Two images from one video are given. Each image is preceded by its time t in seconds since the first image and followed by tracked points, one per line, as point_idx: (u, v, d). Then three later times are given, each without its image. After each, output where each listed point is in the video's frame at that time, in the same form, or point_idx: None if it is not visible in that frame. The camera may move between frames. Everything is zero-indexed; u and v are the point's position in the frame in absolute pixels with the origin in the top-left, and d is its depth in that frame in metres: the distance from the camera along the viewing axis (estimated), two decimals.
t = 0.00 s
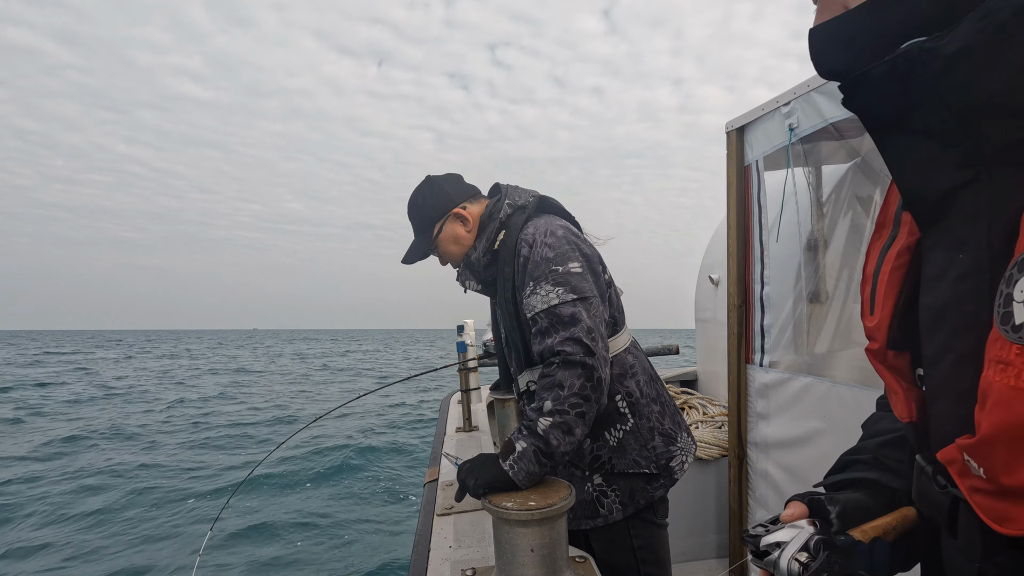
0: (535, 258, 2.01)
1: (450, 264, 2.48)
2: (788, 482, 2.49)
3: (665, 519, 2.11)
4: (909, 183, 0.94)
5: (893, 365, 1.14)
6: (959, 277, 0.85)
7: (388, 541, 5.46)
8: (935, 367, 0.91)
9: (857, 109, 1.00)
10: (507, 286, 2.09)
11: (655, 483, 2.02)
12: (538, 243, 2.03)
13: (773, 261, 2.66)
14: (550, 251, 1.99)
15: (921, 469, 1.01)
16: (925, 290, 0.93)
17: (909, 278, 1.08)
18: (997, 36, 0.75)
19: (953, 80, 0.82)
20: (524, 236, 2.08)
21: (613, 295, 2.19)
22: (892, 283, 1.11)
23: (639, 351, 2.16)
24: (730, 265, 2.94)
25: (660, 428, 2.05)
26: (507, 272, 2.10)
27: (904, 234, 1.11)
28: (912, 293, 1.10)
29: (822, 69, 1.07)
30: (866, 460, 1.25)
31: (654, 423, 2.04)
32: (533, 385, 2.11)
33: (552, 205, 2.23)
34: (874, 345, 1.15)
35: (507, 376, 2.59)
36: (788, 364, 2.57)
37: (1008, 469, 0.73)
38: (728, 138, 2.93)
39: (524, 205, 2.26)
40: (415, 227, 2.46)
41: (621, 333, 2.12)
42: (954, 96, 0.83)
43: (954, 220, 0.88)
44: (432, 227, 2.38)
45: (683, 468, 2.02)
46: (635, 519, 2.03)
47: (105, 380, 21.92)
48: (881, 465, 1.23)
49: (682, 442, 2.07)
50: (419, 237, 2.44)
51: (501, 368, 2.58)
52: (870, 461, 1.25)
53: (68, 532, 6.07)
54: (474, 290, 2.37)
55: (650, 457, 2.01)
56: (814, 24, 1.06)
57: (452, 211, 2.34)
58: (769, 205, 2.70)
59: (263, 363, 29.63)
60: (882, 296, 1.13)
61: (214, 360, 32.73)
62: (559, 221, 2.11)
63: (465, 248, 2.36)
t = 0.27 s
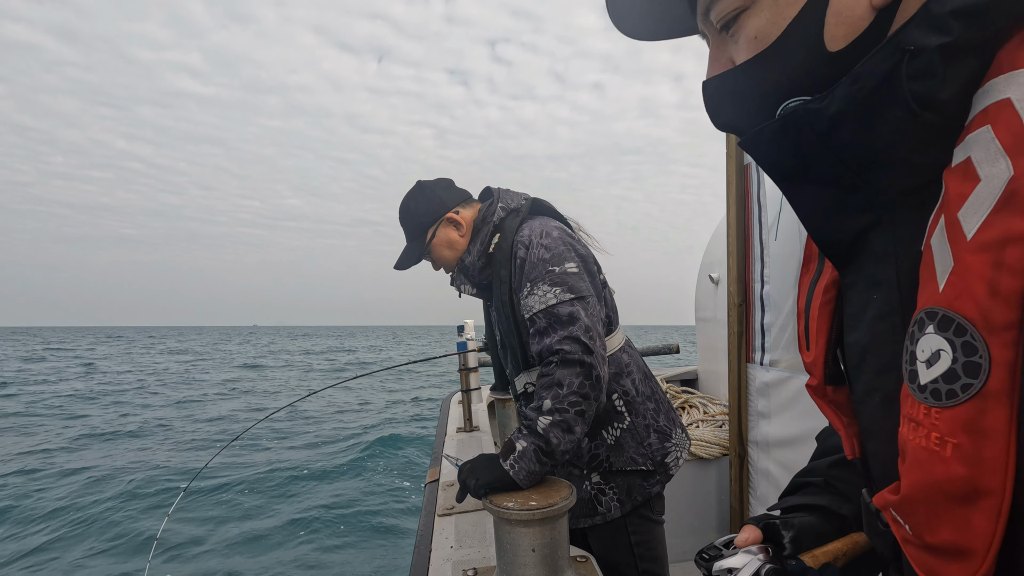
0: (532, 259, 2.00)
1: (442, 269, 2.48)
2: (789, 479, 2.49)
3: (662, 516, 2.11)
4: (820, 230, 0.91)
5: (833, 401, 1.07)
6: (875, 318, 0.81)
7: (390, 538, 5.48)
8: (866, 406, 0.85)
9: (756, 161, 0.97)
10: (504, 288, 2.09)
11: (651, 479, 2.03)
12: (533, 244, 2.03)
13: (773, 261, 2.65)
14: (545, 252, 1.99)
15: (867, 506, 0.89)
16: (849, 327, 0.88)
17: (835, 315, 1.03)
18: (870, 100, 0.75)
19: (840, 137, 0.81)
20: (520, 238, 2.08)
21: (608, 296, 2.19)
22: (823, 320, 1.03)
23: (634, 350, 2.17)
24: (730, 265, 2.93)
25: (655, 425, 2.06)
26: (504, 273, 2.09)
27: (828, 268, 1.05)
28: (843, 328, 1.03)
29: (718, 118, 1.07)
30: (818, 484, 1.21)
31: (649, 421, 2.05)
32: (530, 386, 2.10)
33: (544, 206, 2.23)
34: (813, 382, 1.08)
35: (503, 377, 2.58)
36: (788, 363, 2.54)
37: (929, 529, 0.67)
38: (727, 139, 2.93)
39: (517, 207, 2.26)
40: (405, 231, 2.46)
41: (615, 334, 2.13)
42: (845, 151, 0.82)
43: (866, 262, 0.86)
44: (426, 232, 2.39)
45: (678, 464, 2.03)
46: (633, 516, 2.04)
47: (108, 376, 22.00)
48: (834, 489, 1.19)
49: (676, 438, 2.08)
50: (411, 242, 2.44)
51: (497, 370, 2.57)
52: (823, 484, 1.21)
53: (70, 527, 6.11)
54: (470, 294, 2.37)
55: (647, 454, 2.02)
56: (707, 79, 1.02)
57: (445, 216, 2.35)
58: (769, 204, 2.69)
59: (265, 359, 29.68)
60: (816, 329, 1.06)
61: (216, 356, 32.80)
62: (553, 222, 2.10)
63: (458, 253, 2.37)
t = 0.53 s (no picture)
0: (530, 259, 2.00)
1: (439, 270, 2.49)
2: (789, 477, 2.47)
3: (658, 513, 2.12)
4: (757, 237, 0.89)
5: (786, 408, 1.07)
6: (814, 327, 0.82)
7: (392, 536, 5.49)
8: (809, 417, 0.88)
9: (689, 166, 0.95)
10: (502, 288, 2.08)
11: (648, 477, 2.03)
12: (532, 244, 2.03)
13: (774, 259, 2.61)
14: (542, 252, 1.99)
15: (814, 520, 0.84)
16: (791, 334, 0.89)
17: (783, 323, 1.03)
18: (786, 104, 0.74)
19: (764, 142, 0.80)
20: (517, 238, 2.08)
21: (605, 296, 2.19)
22: (771, 328, 1.04)
23: (630, 349, 2.18)
24: (730, 264, 2.92)
25: (652, 423, 2.07)
26: (502, 273, 2.09)
27: (774, 278, 1.06)
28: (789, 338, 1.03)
29: (654, 126, 1.06)
30: (779, 493, 1.23)
31: (646, 419, 2.06)
32: (529, 386, 2.10)
33: (540, 207, 2.23)
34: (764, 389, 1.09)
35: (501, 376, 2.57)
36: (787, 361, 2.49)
37: (846, 538, 0.67)
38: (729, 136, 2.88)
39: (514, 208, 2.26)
40: (401, 232, 2.47)
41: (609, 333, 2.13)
42: (771, 154, 0.80)
43: (804, 267, 0.86)
44: (422, 233, 2.40)
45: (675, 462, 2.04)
46: (630, 514, 2.04)
47: (112, 373, 22.08)
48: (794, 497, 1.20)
49: (671, 437, 2.09)
50: (408, 243, 2.45)
51: (494, 369, 2.56)
52: (784, 493, 1.22)
53: (72, 523, 6.14)
54: (467, 294, 2.37)
55: (645, 451, 2.02)
56: (638, 86, 1.02)
57: (441, 216, 2.37)
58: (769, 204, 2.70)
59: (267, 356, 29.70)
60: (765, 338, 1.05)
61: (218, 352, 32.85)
62: (550, 222, 2.10)
63: (456, 254, 2.38)
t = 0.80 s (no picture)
0: (530, 260, 2.00)
1: (437, 272, 2.48)
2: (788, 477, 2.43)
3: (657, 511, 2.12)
4: (741, 228, 0.90)
5: (772, 397, 1.09)
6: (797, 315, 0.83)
7: (394, 535, 5.49)
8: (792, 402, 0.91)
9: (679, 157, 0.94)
10: (502, 288, 2.08)
11: (647, 475, 2.04)
12: (532, 245, 2.03)
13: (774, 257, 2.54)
14: (543, 253, 1.99)
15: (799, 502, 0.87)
16: (778, 321, 0.90)
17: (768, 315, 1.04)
18: (765, 92, 0.74)
19: (746, 132, 0.80)
20: (517, 239, 2.08)
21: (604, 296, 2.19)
22: (759, 317, 1.04)
23: (628, 349, 2.18)
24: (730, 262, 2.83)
25: (650, 421, 2.07)
26: (502, 274, 2.09)
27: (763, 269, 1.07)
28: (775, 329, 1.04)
29: (643, 113, 1.05)
30: (771, 482, 1.23)
31: (644, 417, 2.06)
32: (528, 387, 2.11)
33: (539, 207, 2.23)
34: (752, 378, 1.10)
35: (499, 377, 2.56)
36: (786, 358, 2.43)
37: (825, 521, 0.66)
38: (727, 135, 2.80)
39: (513, 209, 2.27)
40: (399, 232, 2.48)
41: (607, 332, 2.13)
42: (752, 143, 0.80)
43: (789, 257, 0.87)
44: (420, 234, 2.40)
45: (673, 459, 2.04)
46: (629, 511, 2.04)
47: (114, 372, 22.13)
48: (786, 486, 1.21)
49: (669, 435, 2.10)
50: (405, 243, 2.45)
51: (493, 369, 2.55)
52: (775, 481, 1.23)
53: (73, 521, 6.17)
54: (465, 294, 2.38)
55: (642, 451, 2.03)
56: (630, 74, 1.02)
57: (441, 217, 2.37)
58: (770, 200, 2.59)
59: (268, 355, 29.77)
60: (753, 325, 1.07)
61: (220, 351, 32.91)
62: (549, 223, 2.11)
63: (454, 255, 2.37)
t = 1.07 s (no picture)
0: (535, 262, 2.00)
1: (437, 271, 2.47)
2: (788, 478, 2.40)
3: (658, 510, 2.13)
4: (752, 220, 0.90)
5: (778, 386, 1.10)
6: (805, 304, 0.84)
7: (393, 535, 5.49)
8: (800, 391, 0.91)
9: (694, 148, 0.94)
10: (507, 290, 2.07)
11: (648, 475, 2.04)
12: (537, 247, 2.03)
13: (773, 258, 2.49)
14: (548, 255, 1.99)
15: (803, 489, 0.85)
16: (786, 311, 0.91)
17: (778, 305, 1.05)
18: (779, 85, 0.74)
19: (758, 123, 0.80)
20: (522, 241, 2.07)
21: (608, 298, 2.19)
22: (767, 309, 1.06)
23: (629, 350, 2.18)
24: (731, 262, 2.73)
25: (651, 421, 2.08)
26: (506, 276, 2.08)
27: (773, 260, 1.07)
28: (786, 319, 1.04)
29: (661, 106, 1.05)
30: (773, 477, 1.22)
31: (646, 417, 2.07)
32: (531, 388, 2.10)
33: (542, 208, 2.23)
34: (759, 367, 1.10)
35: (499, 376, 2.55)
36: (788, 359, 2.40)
37: (830, 497, 0.66)
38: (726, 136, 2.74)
39: (516, 210, 2.26)
40: (399, 231, 2.46)
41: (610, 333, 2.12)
42: (764, 136, 0.80)
43: (799, 247, 0.87)
44: (422, 234, 2.37)
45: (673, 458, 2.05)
46: (631, 511, 2.04)
47: (113, 373, 22.11)
48: (788, 482, 1.20)
49: (669, 435, 2.10)
50: (404, 242, 2.43)
51: (493, 368, 2.55)
52: (778, 478, 1.22)
53: (73, 521, 6.18)
54: (466, 295, 2.38)
55: (643, 451, 2.03)
56: (649, 66, 1.02)
57: (443, 217, 2.36)
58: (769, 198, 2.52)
59: (267, 355, 29.75)
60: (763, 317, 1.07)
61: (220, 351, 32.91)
62: (554, 225, 2.11)
63: (456, 255, 2.36)
